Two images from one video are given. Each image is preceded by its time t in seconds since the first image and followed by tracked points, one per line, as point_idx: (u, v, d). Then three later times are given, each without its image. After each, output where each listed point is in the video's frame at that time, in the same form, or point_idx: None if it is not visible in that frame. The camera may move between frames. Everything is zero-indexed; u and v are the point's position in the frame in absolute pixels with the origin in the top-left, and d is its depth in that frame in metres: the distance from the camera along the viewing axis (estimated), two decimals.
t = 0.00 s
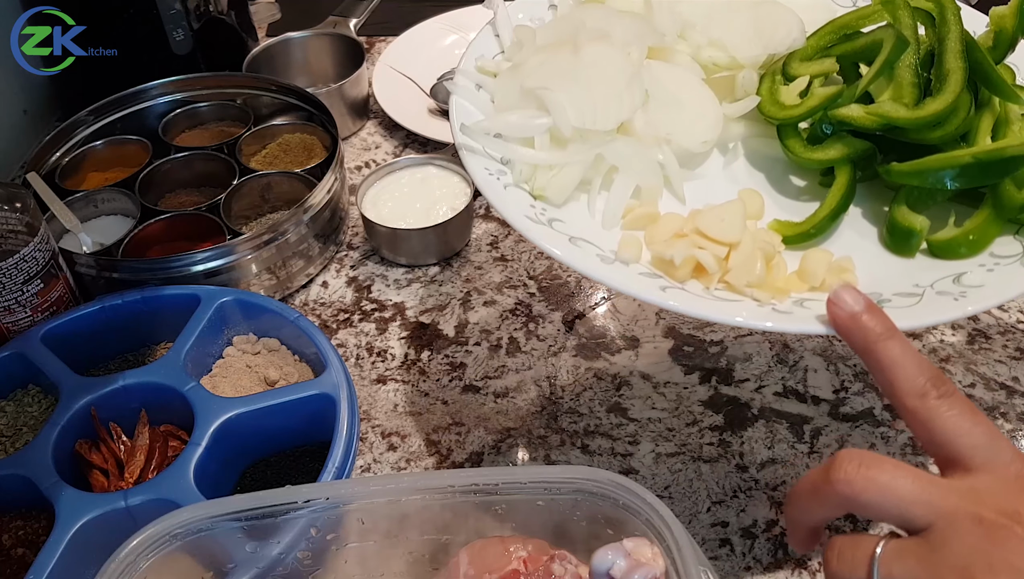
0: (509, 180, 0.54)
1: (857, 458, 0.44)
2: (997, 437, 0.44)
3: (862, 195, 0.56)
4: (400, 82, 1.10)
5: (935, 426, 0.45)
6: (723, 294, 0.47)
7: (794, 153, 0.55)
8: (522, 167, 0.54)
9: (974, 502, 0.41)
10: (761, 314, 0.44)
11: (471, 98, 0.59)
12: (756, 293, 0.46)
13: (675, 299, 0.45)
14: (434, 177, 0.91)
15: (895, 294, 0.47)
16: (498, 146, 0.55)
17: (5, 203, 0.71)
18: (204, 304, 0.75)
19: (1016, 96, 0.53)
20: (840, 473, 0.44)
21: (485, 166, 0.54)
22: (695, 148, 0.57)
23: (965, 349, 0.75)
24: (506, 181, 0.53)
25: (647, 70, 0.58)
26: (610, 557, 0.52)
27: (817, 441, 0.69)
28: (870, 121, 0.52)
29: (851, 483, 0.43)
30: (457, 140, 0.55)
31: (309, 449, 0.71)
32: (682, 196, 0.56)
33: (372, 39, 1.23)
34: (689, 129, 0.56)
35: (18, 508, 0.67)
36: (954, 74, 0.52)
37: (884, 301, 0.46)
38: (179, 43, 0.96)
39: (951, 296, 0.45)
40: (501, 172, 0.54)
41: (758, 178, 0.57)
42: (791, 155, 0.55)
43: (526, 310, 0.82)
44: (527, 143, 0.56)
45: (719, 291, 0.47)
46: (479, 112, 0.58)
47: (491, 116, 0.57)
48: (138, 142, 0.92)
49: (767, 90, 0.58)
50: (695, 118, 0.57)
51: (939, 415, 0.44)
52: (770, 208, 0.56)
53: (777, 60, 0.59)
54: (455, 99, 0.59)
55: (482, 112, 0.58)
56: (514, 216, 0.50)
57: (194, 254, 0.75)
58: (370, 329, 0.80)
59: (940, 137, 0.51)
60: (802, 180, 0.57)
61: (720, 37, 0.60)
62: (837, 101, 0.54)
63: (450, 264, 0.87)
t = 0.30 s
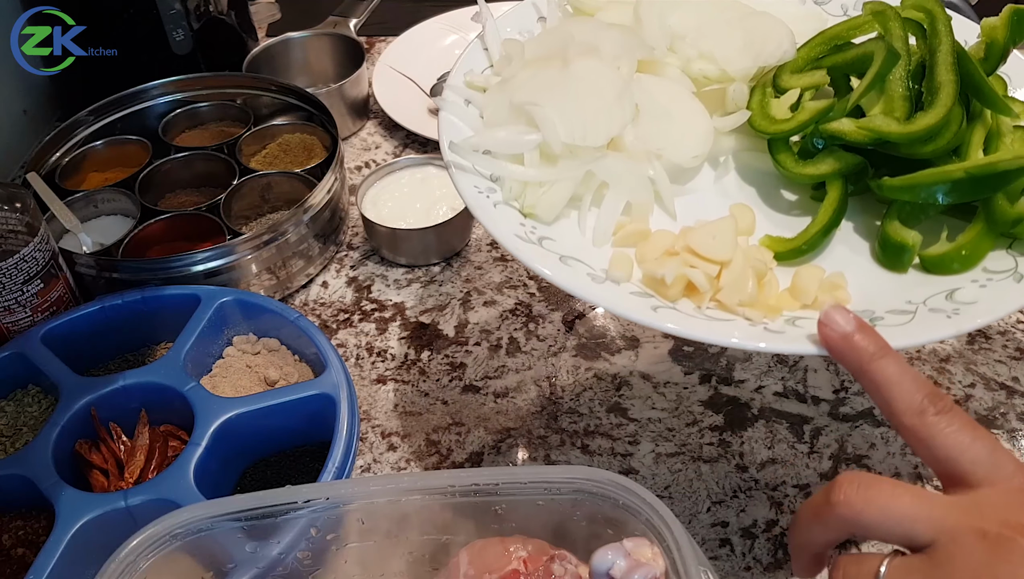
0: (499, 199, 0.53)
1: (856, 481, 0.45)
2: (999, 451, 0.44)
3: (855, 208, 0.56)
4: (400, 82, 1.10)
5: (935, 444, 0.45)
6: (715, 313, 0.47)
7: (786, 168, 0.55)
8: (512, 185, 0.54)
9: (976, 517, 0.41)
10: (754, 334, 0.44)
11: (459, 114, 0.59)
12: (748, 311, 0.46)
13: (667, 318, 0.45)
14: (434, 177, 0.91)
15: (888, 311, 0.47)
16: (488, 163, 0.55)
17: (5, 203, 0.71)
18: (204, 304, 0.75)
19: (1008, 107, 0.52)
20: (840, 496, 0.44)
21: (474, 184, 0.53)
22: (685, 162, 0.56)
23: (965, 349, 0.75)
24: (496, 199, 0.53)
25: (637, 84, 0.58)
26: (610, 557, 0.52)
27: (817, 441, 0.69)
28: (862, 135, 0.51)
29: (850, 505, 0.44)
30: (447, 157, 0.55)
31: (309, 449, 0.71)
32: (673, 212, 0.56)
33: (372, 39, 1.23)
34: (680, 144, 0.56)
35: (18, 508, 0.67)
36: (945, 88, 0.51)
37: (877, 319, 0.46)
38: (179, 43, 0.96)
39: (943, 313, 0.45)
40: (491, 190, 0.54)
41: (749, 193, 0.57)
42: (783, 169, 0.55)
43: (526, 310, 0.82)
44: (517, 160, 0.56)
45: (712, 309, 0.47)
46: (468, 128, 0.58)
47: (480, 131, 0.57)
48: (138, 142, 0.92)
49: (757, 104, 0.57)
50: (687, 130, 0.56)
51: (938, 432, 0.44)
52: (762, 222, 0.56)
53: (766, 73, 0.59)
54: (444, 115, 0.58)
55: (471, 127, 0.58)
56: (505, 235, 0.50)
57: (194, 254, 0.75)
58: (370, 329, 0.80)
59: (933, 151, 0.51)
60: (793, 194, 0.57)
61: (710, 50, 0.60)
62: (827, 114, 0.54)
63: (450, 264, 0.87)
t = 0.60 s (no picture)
0: (493, 226, 0.56)
1: (882, 467, 0.41)
2: None
3: (851, 230, 0.59)
4: (400, 82, 1.10)
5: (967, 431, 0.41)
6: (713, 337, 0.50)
7: (779, 191, 0.58)
8: (506, 213, 0.57)
9: (1006, 511, 0.38)
10: (752, 361, 0.47)
11: (452, 142, 0.62)
12: (744, 337, 0.50)
13: (662, 346, 0.48)
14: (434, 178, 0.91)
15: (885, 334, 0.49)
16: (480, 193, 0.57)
17: (4, 203, 0.72)
18: (204, 304, 0.75)
19: (999, 126, 0.56)
20: (864, 480, 0.41)
21: (469, 213, 0.56)
22: (678, 186, 0.60)
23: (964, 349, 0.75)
24: (490, 227, 0.56)
25: (629, 109, 0.62)
26: (610, 557, 0.52)
27: (817, 441, 0.69)
28: (853, 158, 0.55)
29: (871, 491, 0.40)
30: (440, 187, 0.57)
31: (309, 449, 0.71)
32: (667, 237, 0.59)
33: (372, 39, 1.23)
34: (672, 170, 0.60)
35: (18, 508, 0.67)
36: (937, 109, 0.55)
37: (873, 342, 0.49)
38: (179, 43, 0.96)
39: (941, 334, 0.48)
40: (485, 218, 0.56)
41: (741, 215, 0.61)
42: (778, 194, 0.58)
43: (526, 310, 0.82)
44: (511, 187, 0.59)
45: (710, 334, 0.50)
46: (461, 156, 0.61)
47: (474, 160, 0.60)
48: (138, 142, 0.92)
49: (750, 128, 0.61)
50: (678, 157, 0.60)
51: (974, 422, 0.40)
52: (756, 248, 0.59)
53: (759, 93, 0.63)
54: (439, 145, 0.61)
55: (464, 156, 0.61)
56: (501, 264, 0.53)
57: (194, 253, 0.75)
58: (370, 329, 0.80)
59: (927, 172, 0.54)
60: (786, 218, 0.61)
61: (700, 73, 0.63)
62: (818, 136, 0.58)
63: (450, 264, 0.87)
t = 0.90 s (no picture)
0: (491, 229, 0.56)
1: (868, 507, 0.48)
2: (1015, 470, 0.46)
3: (850, 234, 0.59)
4: (399, 82, 1.09)
5: (947, 460, 0.47)
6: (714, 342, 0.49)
7: (778, 194, 0.58)
8: (504, 215, 0.57)
9: (986, 533, 0.43)
10: (751, 366, 0.46)
11: (449, 143, 0.62)
12: (745, 341, 0.49)
13: (664, 349, 0.48)
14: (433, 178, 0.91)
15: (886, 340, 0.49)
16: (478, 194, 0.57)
17: (4, 203, 0.72)
18: (204, 304, 0.75)
19: (999, 132, 0.56)
20: (853, 519, 0.47)
21: (466, 215, 0.56)
22: (677, 189, 0.60)
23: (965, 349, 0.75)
24: (488, 230, 0.56)
25: (627, 110, 0.62)
26: (610, 557, 0.52)
27: (817, 441, 0.69)
28: (853, 161, 0.54)
29: (865, 528, 0.46)
30: (437, 190, 0.57)
31: (309, 449, 0.71)
32: (666, 240, 0.59)
33: (372, 38, 1.23)
34: (671, 173, 0.60)
35: (18, 508, 0.67)
36: (937, 113, 0.54)
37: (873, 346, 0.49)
38: (178, 43, 0.97)
39: (941, 340, 0.48)
40: (483, 221, 0.56)
41: (740, 219, 0.61)
42: (777, 197, 0.58)
43: (526, 310, 0.82)
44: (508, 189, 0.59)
45: (710, 339, 0.50)
46: (458, 158, 0.61)
47: (471, 162, 0.60)
48: (137, 142, 0.92)
49: (748, 130, 0.61)
50: (676, 160, 0.60)
51: (952, 450, 0.46)
52: (755, 251, 0.59)
53: (757, 96, 0.62)
54: (436, 147, 0.61)
55: (461, 158, 0.61)
56: (500, 267, 0.52)
57: (193, 253, 0.75)
58: (370, 329, 0.80)
59: (927, 176, 0.54)
60: (785, 221, 0.61)
61: (699, 75, 0.63)
62: (818, 140, 0.57)
63: (450, 264, 0.87)
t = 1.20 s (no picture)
0: (495, 235, 0.56)
1: (872, 519, 0.48)
2: (1014, 470, 0.47)
3: (851, 239, 0.60)
4: (399, 82, 1.09)
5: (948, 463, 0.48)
6: (715, 349, 0.49)
7: (780, 200, 0.58)
8: (509, 221, 0.57)
9: (987, 533, 0.44)
10: (753, 373, 0.47)
11: (453, 148, 0.61)
12: (746, 347, 0.49)
13: (666, 357, 0.48)
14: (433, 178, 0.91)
15: (887, 345, 0.50)
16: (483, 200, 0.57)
17: (4, 203, 0.72)
18: (204, 304, 0.75)
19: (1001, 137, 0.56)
20: (859, 532, 0.48)
21: (471, 222, 0.56)
22: (681, 194, 0.60)
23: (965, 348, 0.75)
24: (492, 235, 0.56)
25: (631, 116, 0.62)
26: (610, 557, 0.52)
27: (817, 441, 0.69)
28: (855, 167, 0.55)
29: (868, 537, 0.47)
30: (442, 195, 0.57)
31: (309, 449, 0.71)
32: (669, 245, 0.60)
33: (372, 38, 1.23)
34: (674, 178, 0.60)
35: (18, 508, 0.67)
36: (939, 119, 0.55)
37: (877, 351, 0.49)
38: (178, 42, 0.97)
39: (941, 345, 0.48)
40: (488, 227, 0.56)
41: (743, 224, 0.62)
42: (780, 202, 0.58)
43: (526, 310, 0.81)
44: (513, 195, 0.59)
45: (711, 345, 0.50)
46: (462, 163, 0.61)
47: (475, 167, 0.60)
48: (137, 142, 0.92)
49: (752, 135, 0.61)
50: (679, 166, 0.60)
51: (953, 452, 0.47)
52: (757, 255, 0.60)
53: (760, 100, 0.63)
54: (440, 152, 0.61)
55: (466, 163, 0.61)
56: (503, 273, 0.52)
57: (193, 253, 0.75)
58: (370, 329, 0.80)
59: (929, 182, 0.54)
60: (788, 226, 0.61)
61: (703, 80, 0.63)
62: (820, 145, 0.57)
63: (450, 264, 0.87)
